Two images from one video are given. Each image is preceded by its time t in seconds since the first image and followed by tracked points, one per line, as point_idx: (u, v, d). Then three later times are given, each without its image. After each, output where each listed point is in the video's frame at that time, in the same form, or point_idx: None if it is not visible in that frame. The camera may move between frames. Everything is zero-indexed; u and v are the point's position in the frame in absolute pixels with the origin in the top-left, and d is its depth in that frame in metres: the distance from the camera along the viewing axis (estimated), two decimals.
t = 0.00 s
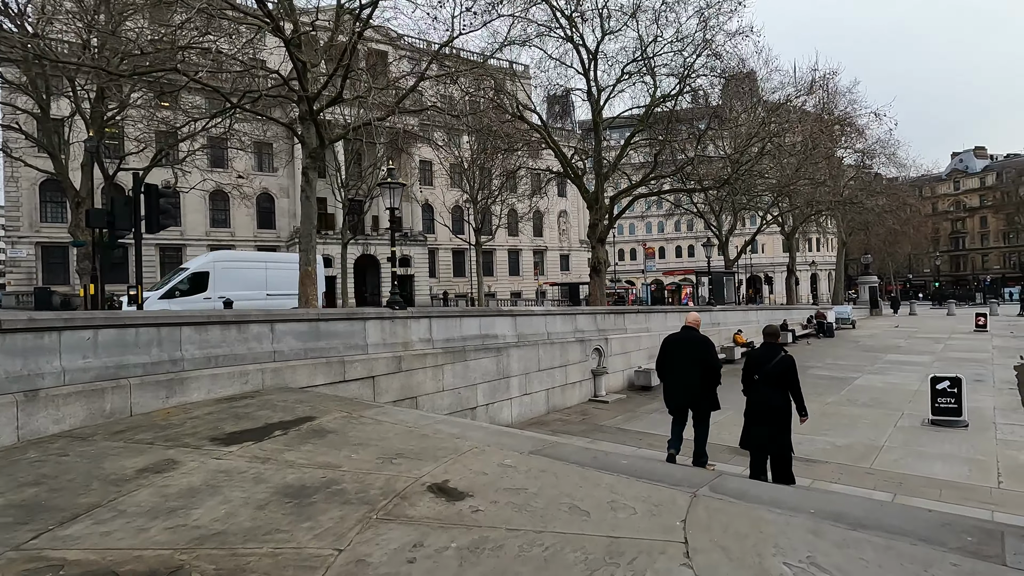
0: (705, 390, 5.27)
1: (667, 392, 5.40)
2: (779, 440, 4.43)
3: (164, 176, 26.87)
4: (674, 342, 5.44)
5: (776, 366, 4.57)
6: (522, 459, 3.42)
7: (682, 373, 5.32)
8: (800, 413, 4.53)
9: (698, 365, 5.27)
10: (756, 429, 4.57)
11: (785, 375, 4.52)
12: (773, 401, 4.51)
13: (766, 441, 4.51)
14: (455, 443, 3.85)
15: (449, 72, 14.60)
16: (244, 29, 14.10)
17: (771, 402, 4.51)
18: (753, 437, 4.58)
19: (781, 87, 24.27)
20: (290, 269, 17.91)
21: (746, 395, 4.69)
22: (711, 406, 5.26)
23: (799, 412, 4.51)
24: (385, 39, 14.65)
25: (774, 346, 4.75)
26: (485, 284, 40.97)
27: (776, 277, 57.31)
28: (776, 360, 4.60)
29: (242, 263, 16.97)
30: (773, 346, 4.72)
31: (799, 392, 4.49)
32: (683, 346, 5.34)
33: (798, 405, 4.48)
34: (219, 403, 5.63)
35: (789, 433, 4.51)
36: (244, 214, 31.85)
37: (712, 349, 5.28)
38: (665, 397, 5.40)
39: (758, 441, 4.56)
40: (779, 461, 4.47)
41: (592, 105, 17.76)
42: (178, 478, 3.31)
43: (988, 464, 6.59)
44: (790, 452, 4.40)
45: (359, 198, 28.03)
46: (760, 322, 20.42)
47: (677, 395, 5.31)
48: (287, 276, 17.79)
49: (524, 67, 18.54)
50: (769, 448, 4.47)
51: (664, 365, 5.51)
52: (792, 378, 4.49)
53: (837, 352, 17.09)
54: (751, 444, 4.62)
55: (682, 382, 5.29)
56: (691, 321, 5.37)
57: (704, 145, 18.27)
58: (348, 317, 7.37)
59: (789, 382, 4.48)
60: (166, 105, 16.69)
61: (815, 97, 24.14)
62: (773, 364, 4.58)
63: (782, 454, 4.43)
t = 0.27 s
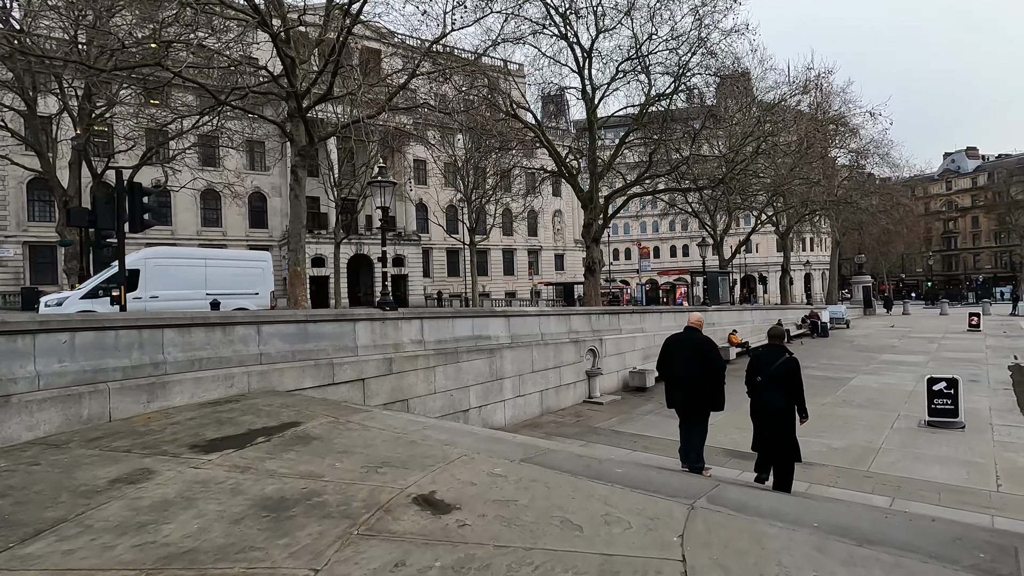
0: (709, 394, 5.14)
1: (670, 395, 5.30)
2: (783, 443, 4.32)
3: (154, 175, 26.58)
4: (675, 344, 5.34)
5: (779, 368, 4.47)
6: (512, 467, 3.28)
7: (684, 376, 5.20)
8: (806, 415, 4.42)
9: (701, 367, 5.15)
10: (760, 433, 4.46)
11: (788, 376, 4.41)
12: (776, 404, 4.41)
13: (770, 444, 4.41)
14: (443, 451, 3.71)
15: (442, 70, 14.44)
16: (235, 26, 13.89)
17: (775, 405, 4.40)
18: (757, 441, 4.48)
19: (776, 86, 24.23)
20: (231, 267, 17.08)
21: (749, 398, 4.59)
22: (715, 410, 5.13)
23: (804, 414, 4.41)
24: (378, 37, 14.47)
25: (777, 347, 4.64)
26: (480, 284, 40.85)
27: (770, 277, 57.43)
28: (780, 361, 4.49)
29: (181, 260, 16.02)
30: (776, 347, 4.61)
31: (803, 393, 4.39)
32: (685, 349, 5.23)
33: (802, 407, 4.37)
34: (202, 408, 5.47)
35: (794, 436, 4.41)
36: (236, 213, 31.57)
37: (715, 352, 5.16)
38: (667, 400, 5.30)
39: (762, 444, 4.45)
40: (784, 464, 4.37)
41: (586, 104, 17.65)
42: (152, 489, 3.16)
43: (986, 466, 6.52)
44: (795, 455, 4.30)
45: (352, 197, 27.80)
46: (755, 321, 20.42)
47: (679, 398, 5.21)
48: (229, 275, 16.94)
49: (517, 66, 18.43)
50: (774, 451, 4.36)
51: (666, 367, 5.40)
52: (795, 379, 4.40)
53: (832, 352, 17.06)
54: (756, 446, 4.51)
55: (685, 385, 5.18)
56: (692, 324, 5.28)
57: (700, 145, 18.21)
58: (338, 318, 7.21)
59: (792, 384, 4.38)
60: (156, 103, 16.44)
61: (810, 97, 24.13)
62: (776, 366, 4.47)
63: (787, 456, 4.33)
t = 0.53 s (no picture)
0: (709, 400, 5.02)
1: (669, 402, 5.17)
2: (788, 450, 4.20)
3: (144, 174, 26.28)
4: (673, 350, 5.22)
5: (780, 373, 4.37)
6: (505, 475, 3.15)
7: (684, 383, 5.08)
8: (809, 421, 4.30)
9: (700, 373, 5.03)
10: (764, 439, 4.35)
11: (790, 382, 4.31)
12: (779, 410, 4.29)
13: (774, 451, 4.30)
14: (434, 457, 3.58)
15: (435, 68, 14.28)
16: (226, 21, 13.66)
17: (777, 411, 4.29)
18: (761, 447, 4.37)
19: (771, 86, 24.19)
20: (173, 264, 15.08)
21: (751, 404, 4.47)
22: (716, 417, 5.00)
23: (807, 420, 4.30)
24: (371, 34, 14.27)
25: (778, 353, 4.54)
26: (475, 284, 40.71)
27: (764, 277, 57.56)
28: (781, 366, 4.39)
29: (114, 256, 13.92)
30: (778, 352, 4.51)
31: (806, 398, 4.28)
32: (683, 355, 5.11)
33: (806, 413, 4.26)
34: (186, 411, 5.31)
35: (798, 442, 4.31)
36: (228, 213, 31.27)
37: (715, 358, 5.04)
38: (667, 407, 5.18)
39: (766, 451, 4.32)
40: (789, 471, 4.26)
41: (581, 102, 17.53)
42: (127, 498, 3.01)
43: (986, 468, 6.45)
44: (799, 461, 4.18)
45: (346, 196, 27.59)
46: (750, 321, 20.37)
47: (679, 404, 5.09)
48: (170, 273, 14.96)
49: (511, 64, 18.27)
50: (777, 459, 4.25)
51: (664, 374, 5.28)
52: (798, 385, 4.29)
53: (827, 352, 17.02)
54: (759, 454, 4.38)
55: (685, 393, 5.05)
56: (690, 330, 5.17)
57: (695, 145, 18.13)
58: (327, 318, 7.05)
59: (794, 390, 4.28)
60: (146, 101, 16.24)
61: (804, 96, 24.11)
62: (777, 371, 4.37)
63: (791, 462, 4.22)
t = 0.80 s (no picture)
0: (709, 410, 4.89)
1: (668, 411, 5.04)
2: (793, 461, 4.11)
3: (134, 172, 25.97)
4: (670, 359, 5.10)
5: (783, 383, 4.27)
6: (499, 483, 3.01)
7: (683, 392, 4.95)
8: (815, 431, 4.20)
9: (699, 382, 4.92)
10: (766, 451, 4.26)
11: (794, 391, 4.21)
12: (783, 421, 4.19)
13: (776, 461, 4.21)
14: (424, 463, 3.43)
15: (429, 65, 14.10)
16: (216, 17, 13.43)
17: (780, 422, 4.19)
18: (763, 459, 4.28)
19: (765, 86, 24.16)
20: (105, 262, 12.67)
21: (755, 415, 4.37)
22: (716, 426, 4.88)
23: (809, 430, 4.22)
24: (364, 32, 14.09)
25: (780, 362, 4.45)
26: (469, 284, 40.56)
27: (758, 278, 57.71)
28: (783, 376, 4.29)
29: (24, 252, 11.36)
30: (779, 362, 4.42)
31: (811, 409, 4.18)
32: (682, 364, 4.99)
33: (810, 424, 4.16)
34: (169, 414, 5.13)
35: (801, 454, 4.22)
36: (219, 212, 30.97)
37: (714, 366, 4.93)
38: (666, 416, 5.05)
39: (771, 463, 4.22)
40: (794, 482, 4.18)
41: (576, 101, 17.39)
42: (99, 509, 2.85)
43: (986, 470, 6.38)
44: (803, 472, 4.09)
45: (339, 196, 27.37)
46: (745, 322, 20.32)
47: (679, 413, 4.96)
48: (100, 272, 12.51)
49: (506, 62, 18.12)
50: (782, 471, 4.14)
51: (662, 383, 5.16)
52: (802, 395, 4.19)
53: (822, 352, 16.98)
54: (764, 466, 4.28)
55: (684, 402, 4.93)
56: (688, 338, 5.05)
57: (690, 144, 18.06)
58: (317, 319, 6.86)
59: (797, 400, 4.18)
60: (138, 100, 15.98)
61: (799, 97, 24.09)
62: (780, 381, 4.28)
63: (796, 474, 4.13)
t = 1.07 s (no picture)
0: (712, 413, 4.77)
1: (669, 415, 4.94)
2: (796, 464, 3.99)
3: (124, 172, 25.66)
4: (671, 361, 5.00)
5: (787, 384, 4.14)
6: (492, 494, 2.86)
7: (685, 395, 4.84)
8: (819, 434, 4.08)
9: (701, 384, 4.80)
10: (769, 454, 4.14)
11: (798, 393, 4.08)
12: (786, 424, 4.07)
13: (780, 465, 4.09)
14: (414, 472, 3.28)
15: (423, 64, 13.92)
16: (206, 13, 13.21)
17: (784, 425, 4.07)
18: (766, 462, 4.16)
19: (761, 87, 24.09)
20: (12, 262, 12.37)
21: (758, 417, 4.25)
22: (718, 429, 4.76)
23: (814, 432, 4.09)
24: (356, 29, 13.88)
25: (783, 363, 4.33)
26: (464, 285, 40.38)
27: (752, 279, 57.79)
28: (787, 377, 4.17)
29: None
30: (783, 363, 4.29)
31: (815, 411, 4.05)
32: (683, 366, 4.88)
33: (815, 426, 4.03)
34: (151, 420, 4.96)
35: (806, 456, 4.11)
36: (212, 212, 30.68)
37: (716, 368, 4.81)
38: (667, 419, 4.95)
39: (774, 466, 4.10)
40: (799, 486, 4.07)
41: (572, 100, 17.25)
42: (67, 523, 2.69)
43: (987, 475, 6.28)
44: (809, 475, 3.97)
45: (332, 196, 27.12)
46: (741, 323, 20.25)
47: (680, 417, 4.85)
48: (4, 271, 12.21)
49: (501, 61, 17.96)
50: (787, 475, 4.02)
51: (664, 386, 5.05)
52: (806, 397, 4.06)
53: (818, 354, 16.91)
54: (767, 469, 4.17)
55: (686, 405, 4.82)
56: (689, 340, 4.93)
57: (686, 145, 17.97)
58: (307, 321, 6.69)
59: (801, 401, 4.05)
60: (128, 98, 15.69)
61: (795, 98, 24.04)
62: (784, 382, 4.15)
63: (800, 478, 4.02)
